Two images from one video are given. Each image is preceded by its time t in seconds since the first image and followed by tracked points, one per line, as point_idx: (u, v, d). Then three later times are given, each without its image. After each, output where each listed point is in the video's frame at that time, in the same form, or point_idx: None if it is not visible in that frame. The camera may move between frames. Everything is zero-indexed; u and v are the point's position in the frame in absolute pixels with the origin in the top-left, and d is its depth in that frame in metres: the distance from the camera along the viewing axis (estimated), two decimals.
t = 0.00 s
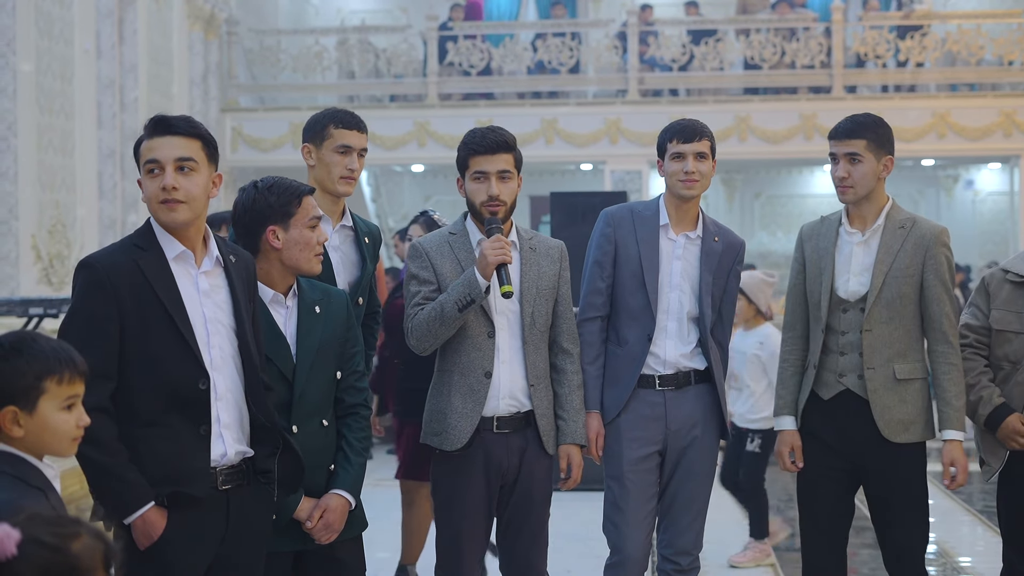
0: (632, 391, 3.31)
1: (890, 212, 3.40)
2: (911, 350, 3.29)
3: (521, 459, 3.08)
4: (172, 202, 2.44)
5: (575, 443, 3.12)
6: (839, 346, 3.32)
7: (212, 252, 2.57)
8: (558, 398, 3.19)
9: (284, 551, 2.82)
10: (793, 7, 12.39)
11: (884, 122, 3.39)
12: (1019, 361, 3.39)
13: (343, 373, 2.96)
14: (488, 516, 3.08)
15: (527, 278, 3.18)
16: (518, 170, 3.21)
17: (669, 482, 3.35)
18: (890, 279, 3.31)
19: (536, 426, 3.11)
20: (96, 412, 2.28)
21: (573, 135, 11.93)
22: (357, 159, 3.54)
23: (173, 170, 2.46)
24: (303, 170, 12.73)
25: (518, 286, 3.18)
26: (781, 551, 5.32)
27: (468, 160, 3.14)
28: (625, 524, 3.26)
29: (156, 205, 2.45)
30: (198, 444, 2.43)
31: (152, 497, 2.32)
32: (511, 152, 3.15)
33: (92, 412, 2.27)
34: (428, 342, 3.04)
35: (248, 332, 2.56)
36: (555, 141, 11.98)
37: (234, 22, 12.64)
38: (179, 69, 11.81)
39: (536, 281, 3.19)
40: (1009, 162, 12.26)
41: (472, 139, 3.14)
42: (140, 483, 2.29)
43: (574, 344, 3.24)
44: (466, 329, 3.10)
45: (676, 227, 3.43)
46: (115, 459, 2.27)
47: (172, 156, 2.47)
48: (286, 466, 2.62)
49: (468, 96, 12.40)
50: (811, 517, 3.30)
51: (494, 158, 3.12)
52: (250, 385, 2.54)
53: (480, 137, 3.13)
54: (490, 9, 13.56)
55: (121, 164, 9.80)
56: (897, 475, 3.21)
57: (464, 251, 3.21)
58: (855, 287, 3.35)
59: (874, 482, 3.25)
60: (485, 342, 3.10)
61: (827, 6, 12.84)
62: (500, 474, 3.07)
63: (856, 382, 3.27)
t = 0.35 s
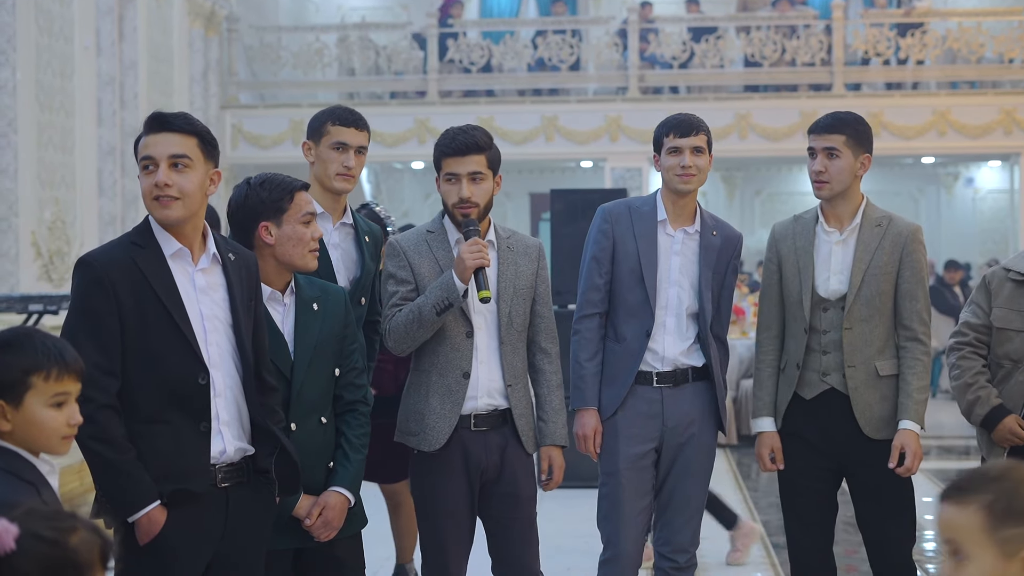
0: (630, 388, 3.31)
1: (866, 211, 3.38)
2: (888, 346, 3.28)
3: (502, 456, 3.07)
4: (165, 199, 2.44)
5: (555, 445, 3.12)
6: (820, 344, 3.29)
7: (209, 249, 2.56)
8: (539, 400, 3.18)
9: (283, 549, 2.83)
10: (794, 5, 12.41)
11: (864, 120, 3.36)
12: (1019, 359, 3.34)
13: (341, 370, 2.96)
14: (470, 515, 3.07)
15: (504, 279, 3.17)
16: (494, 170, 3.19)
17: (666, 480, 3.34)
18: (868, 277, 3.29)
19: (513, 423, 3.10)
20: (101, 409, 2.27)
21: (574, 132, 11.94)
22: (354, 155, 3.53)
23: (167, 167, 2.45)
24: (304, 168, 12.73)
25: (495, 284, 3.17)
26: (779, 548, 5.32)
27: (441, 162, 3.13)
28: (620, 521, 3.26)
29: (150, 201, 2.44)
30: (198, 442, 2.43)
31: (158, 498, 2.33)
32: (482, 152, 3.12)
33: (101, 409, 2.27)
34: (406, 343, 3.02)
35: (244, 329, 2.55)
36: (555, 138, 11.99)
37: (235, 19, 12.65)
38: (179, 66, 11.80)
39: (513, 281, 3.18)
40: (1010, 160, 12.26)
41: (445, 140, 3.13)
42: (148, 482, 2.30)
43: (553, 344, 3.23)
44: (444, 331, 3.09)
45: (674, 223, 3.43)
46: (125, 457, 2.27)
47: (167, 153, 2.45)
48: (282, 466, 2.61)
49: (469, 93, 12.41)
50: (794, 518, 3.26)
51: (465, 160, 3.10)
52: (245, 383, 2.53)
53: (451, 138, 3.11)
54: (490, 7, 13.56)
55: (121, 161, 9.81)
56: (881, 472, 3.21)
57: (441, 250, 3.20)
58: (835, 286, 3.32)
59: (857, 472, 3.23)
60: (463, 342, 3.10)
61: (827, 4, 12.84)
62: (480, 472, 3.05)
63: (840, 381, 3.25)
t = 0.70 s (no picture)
0: (633, 389, 3.31)
1: (855, 213, 3.36)
2: (879, 346, 3.28)
3: (495, 459, 3.08)
4: (165, 198, 2.44)
5: (531, 441, 3.07)
6: (815, 348, 3.27)
7: (210, 246, 2.56)
8: (523, 395, 3.15)
9: (282, 548, 2.81)
10: (795, 3, 12.43)
11: (858, 121, 3.36)
12: None
13: (342, 369, 2.96)
14: (464, 515, 3.06)
15: (494, 278, 3.17)
16: (482, 172, 3.18)
17: (668, 480, 3.35)
18: (859, 279, 3.29)
19: (501, 424, 3.10)
20: (103, 408, 2.27)
21: (576, 131, 11.93)
22: (353, 152, 3.52)
23: (167, 166, 2.46)
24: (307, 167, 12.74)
25: (482, 284, 3.17)
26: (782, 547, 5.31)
27: (429, 165, 3.13)
28: (622, 520, 3.27)
29: (150, 199, 2.44)
30: (199, 441, 2.43)
31: (158, 498, 2.33)
32: (470, 153, 3.12)
33: (103, 408, 2.27)
34: (394, 349, 3.01)
35: (245, 329, 2.55)
36: (557, 137, 11.99)
37: (237, 18, 12.66)
38: (181, 64, 11.80)
39: (502, 280, 3.18)
40: (1014, 158, 12.24)
41: (433, 140, 3.12)
42: (147, 481, 2.30)
43: (539, 342, 3.19)
44: (436, 337, 3.09)
45: (677, 222, 3.42)
46: (125, 456, 2.27)
47: (168, 152, 2.46)
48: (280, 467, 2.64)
49: (471, 92, 12.42)
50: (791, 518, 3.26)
51: (453, 162, 3.10)
52: (245, 381, 2.54)
53: (440, 139, 3.11)
54: (492, 5, 13.56)
55: (123, 159, 9.81)
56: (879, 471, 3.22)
57: (431, 251, 3.20)
58: (827, 288, 3.31)
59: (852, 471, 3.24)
60: (453, 344, 3.09)
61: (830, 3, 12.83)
62: (472, 473, 3.05)
63: (835, 382, 3.24)
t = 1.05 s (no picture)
0: (637, 390, 3.31)
1: (877, 211, 3.37)
2: (902, 344, 3.29)
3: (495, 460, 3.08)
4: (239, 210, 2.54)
5: (536, 440, 3.08)
6: (837, 346, 3.27)
7: (205, 250, 2.57)
8: (525, 394, 3.15)
9: (286, 547, 2.81)
10: (798, 3, 12.45)
11: (875, 119, 3.39)
12: None
13: (343, 368, 2.96)
14: (465, 516, 3.06)
15: (490, 278, 3.17)
16: (483, 167, 3.19)
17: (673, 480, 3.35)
18: (882, 277, 3.30)
19: (502, 424, 3.10)
20: (101, 413, 2.28)
21: (579, 130, 11.93)
22: (354, 152, 3.53)
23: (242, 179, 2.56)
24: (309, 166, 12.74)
25: (483, 283, 3.17)
26: (786, 546, 5.31)
27: (431, 160, 3.13)
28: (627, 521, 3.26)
29: (228, 211, 2.51)
30: (200, 442, 2.43)
31: (161, 498, 2.33)
32: (473, 149, 3.13)
33: (102, 412, 2.27)
34: (393, 339, 3.02)
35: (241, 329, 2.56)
36: (560, 137, 11.97)
37: (240, 17, 12.67)
38: (184, 64, 11.81)
39: (501, 280, 3.18)
40: (1017, 158, 12.25)
41: (434, 137, 3.12)
42: (149, 483, 2.30)
43: (540, 342, 3.19)
44: (431, 328, 3.10)
45: (681, 222, 3.42)
46: (125, 460, 2.27)
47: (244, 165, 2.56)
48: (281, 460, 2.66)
49: (473, 91, 12.44)
50: (806, 519, 3.25)
51: (456, 157, 3.10)
52: (242, 381, 2.54)
53: (444, 135, 3.11)
54: (495, 5, 13.58)
55: (125, 158, 9.82)
56: (900, 470, 3.20)
57: (430, 249, 3.21)
58: (850, 286, 3.32)
59: (872, 471, 3.22)
60: (450, 341, 3.10)
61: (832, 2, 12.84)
62: (473, 473, 3.06)
63: (857, 381, 3.24)
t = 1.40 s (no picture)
0: (641, 389, 3.31)
1: (894, 210, 3.37)
2: (917, 345, 3.28)
3: (497, 460, 3.08)
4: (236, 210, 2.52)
5: (543, 441, 3.10)
6: (848, 345, 3.29)
7: (213, 245, 2.57)
8: (528, 394, 3.16)
9: (287, 546, 2.80)
10: (800, 3, 12.45)
11: (891, 118, 3.39)
12: None
13: (345, 367, 2.96)
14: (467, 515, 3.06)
15: (495, 277, 3.17)
16: (486, 167, 3.20)
17: (676, 480, 3.34)
18: (897, 276, 3.29)
19: (507, 423, 3.10)
20: (129, 409, 2.28)
21: (580, 129, 11.92)
22: (357, 151, 3.52)
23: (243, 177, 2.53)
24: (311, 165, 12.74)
25: (486, 280, 3.18)
26: (788, 545, 5.31)
27: (434, 160, 3.13)
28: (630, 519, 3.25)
29: (224, 209, 2.49)
30: (214, 439, 2.44)
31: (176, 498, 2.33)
32: (478, 150, 3.14)
33: (128, 408, 2.27)
34: (397, 336, 3.02)
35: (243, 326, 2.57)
36: (562, 136, 11.97)
37: (242, 17, 12.67)
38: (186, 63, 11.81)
39: (506, 278, 3.18)
40: (1019, 157, 12.24)
41: (438, 138, 3.12)
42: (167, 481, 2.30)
43: (546, 341, 3.21)
44: (434, 325, 3.10)
45: (685, 221, 3.43)
46: (146, 456, 2.28)
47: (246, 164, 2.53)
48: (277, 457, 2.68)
49: (475, 91, 12.45)
50: (817, 517, 3.26)
51: (460, 158, 3.10)
52: (243, 380, 2.53)
53: (448, 137, 3.11)
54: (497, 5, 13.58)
55: (127, 157, 9.82)
56: (919, 469, 3.20)
57: (434, 248, 3.21)
58: (864, 284, 3.33)
59: (885, 473, 3.22)
60: (453, 339, 3.10)
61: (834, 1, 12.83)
62: (473, 472, 3.06)
63: (869, 381, 3.24)
